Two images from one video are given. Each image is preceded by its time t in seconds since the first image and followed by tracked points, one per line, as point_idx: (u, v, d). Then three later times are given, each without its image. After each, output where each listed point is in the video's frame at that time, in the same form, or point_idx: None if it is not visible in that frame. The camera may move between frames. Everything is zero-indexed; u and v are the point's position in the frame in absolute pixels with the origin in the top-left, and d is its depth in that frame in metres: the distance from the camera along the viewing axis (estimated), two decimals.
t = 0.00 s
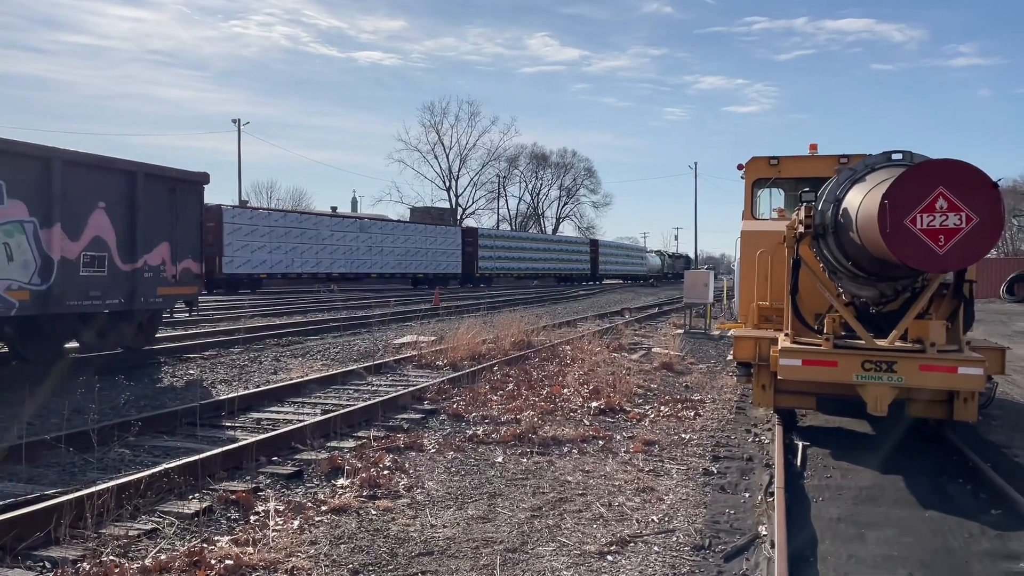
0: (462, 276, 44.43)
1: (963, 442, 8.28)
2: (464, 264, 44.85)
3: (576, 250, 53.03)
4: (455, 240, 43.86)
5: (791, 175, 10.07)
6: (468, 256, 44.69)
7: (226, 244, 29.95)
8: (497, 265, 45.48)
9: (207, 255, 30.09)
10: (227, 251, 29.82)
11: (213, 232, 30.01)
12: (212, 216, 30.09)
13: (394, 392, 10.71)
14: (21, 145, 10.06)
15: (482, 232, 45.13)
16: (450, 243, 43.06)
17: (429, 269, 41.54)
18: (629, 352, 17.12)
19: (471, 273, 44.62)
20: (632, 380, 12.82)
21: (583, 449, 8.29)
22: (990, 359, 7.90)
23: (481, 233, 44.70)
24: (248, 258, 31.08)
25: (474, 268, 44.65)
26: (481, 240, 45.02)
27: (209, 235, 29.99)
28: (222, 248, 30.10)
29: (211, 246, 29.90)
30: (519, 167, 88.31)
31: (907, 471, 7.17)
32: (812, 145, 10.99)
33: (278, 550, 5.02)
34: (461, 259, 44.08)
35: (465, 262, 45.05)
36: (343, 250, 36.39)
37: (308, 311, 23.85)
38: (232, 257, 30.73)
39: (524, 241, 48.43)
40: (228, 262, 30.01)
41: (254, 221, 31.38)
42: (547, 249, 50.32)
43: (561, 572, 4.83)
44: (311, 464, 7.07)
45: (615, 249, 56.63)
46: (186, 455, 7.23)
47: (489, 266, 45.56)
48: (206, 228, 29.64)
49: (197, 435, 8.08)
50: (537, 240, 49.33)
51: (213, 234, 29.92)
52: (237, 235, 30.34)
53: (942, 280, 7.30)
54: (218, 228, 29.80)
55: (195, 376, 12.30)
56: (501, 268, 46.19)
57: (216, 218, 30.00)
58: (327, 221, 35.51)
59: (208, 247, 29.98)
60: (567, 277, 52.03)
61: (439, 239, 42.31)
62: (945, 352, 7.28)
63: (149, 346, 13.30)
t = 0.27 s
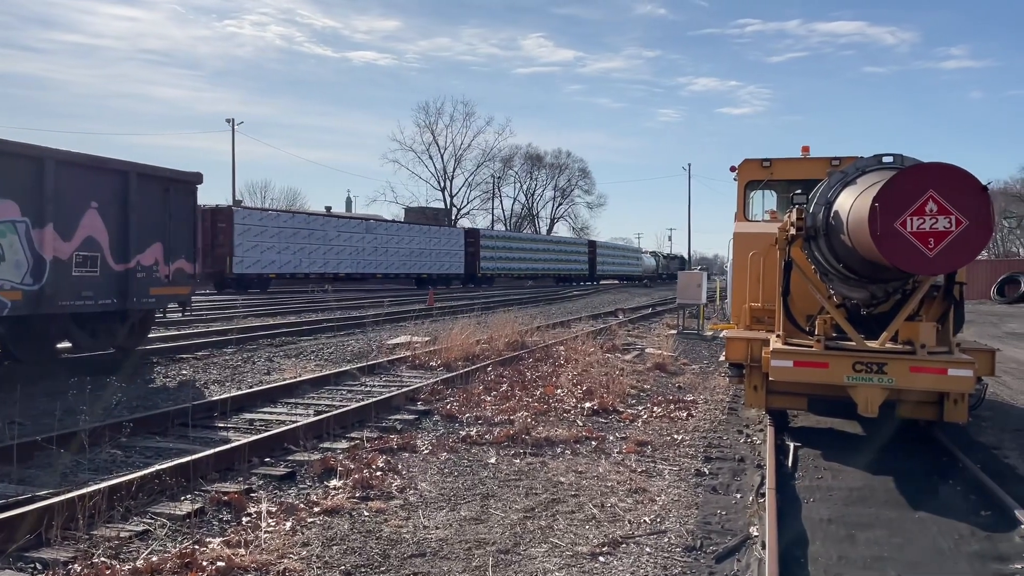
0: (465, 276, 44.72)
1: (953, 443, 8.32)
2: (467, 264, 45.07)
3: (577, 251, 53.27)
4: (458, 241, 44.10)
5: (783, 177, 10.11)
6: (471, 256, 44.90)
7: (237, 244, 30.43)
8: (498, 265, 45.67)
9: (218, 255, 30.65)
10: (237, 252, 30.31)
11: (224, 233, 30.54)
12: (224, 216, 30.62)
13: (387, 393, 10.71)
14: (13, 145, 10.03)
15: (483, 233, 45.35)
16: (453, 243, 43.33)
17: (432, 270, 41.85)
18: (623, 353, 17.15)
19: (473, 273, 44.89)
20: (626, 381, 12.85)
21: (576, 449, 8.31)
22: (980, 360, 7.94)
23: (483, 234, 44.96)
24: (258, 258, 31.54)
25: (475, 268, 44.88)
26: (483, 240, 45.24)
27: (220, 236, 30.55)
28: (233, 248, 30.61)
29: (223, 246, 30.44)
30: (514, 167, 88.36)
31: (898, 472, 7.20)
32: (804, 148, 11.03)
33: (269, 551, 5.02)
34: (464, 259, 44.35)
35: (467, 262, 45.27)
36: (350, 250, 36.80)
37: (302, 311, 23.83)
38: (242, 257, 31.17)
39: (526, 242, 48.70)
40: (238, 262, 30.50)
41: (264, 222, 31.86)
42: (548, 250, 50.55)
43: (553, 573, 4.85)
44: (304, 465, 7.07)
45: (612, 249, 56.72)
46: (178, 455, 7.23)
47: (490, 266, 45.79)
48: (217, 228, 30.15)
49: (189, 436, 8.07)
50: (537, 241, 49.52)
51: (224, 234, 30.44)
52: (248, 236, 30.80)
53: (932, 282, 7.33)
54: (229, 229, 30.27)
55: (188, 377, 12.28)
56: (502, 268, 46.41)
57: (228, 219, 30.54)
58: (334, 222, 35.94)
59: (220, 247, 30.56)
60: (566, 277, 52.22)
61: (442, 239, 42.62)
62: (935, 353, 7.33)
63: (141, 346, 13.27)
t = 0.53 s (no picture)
0: (466, 277, 44.89)
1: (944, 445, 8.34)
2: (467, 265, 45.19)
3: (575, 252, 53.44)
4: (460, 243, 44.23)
5: (776, 179, 10.13)
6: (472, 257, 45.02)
7: (245, 245, 30.66)
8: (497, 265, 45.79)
9: (227, 256, 30.93)
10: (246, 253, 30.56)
11: (233, 235, 30.80)
12: (232, 218, 30.90)
13: (379, 395, 10.69)
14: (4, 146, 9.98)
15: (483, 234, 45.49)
16: (454, 245, 43.52)
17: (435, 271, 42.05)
18: (616, 355, 17.15)
19: (474, 274, 45.02)
20: (619, 382, 12.85)
21: (568, 451, 8.31)
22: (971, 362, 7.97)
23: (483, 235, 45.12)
24: (266, 259, 31.76)
25: (475, 269, 44.99)
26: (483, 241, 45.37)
27: (228, 237, 30.81)
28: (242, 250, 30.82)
29: (231, 247, 30.70)
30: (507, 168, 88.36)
31: (889, 474, 7.22)
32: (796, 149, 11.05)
33: (261, 554, 5.00)
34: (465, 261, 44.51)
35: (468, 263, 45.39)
36: (355, 252, 36.99)
37: (294, 312, 23.79)
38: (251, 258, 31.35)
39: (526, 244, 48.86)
40: (246, 262, 30.71)
41: (272, 224, 32.11)
42: (547, 251, 50.70)
43: None
44: (296, 467, 7.05)
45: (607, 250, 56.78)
46: (170, 458, 7.20)
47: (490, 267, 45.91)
48: (226, 230, 30.60)
49: (180, 439, 8.03)
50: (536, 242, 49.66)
51: (233, 236, 30.71)
52: (256, 238, 31.03)
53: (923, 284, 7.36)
54: (237, 230, 30.52)
55: (179, 379, 12.23)
56: (501, 269, 46.53)
57: (236, 220, 30.81)
58: (339, 224, 36.18)
59: (228, 248, 30.83)
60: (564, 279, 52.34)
61: (444, 241, 42.81)
62: (926, 355, 7.35)
63: (132, 348, 13.21)
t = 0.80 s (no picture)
0: (466, 279, 44.96)
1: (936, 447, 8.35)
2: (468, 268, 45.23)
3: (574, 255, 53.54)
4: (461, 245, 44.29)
5: (769, 180, 10.14)
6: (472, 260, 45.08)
7: (252, 248, 30.71)
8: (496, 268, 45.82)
9: (234, 259, 30.93)
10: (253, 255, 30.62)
11: (240, 237, 30.83)
12: (240, 221, 30.95)
13: (372, 397, 10.65)
14: None
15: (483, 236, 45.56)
16: (456, 247, 43.58)
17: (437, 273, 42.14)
18: (610, 357, 17.13)
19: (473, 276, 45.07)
20: (612, 385, 12.84)
21: (561, 454, 8.29)
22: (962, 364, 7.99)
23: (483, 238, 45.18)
24: (272, 262, 31.82)
25: (475, 272, 45.03)
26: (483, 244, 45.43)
27: (235, 240, 30.85)
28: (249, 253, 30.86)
29: (238, 250, 30.71)
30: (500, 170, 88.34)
31: (882, 476, 7.23)
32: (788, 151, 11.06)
33: (252, 558, 4.97)
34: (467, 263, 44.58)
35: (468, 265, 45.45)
36: (359, 254, 37.06)
37: (286, 314, 23.71)
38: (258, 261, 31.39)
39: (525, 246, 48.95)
40: (253, 265, 30.75)
41: (278, 227, 32.16)
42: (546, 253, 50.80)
43: None
44: (288, 470, 7.02)
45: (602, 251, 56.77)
46: (161, 461, 7.16)
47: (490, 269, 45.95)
48: (233, 233, 30.66)
49: (171, 442, 7.99)
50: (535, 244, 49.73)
51: (240, 239, 30.73)
52: (263, 240, 31.08)
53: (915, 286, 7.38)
54: (245, 233, 30.56)
55: (171, 381, 12.18)
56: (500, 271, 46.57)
57: (244, 223, 30.85)
58: (343, 226, 36.24)
59: (235, 251, 30.83)
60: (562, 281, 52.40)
61: (446, 243, 42.86)
62: (918, 357, 7.37)
63: (123, 351, 13.15)
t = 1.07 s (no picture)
0: (465, 282, 45.00)
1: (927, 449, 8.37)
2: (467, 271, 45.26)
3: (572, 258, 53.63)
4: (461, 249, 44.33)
5: (762, 183, 10.18)
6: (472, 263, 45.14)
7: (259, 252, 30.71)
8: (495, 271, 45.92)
9: (242, 263, 30.85)
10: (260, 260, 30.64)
11: (249, 241, 30.73)
12: (248, 225, 30.85)
13: (366, 400, 10.63)
14: None
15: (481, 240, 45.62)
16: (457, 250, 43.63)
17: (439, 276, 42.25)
18: (605, 360, 17.13)
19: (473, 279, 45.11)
20: (607, 387, 12.84)
21: (555, 456, 8.28)
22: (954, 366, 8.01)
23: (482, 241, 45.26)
24: (278, 265, 31.86)
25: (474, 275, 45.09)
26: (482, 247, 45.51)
27: (244, 244, 30.71)
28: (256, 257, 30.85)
29: (247, 254, 30.62)
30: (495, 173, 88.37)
31: (874, 478, 7.24)
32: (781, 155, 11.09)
33: (245, 561, 4.95)
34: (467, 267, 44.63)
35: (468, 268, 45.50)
36: (363, 258, 37.13)
37: (279, 317, 23.64)
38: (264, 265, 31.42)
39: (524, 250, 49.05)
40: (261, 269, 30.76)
41: (284, 231, 32.17)
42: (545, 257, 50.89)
43: None
44: (281, 474, 6.99)
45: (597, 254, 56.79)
46: (153, 465, 7.12)
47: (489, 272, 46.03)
48: (241, 237, 30.50)
49: (163, 445, 7.95)
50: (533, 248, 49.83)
51: (248, 243, 30.64)
52: (270, 244, 31.08)
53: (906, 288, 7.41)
54: (252, 237, 30.48)
55: (163, 385, 12.13)
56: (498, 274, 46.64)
57: (251, 227, 30.80)
58: (347, 230, 36.28)
59: (244, 255, 30.74)
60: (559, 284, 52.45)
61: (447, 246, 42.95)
62: (909, 359, 7.39)
63: (115, 354, 13.09)
